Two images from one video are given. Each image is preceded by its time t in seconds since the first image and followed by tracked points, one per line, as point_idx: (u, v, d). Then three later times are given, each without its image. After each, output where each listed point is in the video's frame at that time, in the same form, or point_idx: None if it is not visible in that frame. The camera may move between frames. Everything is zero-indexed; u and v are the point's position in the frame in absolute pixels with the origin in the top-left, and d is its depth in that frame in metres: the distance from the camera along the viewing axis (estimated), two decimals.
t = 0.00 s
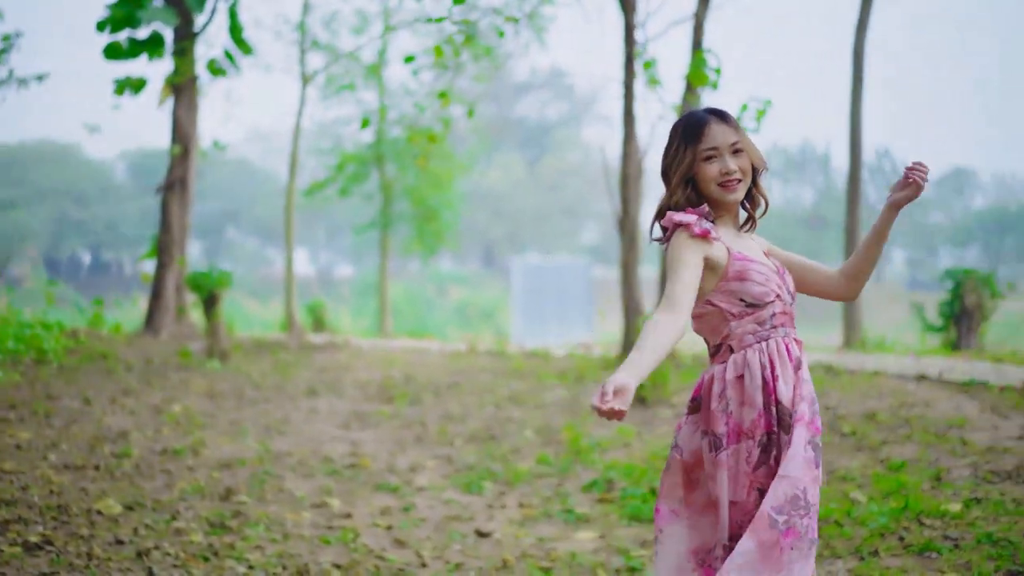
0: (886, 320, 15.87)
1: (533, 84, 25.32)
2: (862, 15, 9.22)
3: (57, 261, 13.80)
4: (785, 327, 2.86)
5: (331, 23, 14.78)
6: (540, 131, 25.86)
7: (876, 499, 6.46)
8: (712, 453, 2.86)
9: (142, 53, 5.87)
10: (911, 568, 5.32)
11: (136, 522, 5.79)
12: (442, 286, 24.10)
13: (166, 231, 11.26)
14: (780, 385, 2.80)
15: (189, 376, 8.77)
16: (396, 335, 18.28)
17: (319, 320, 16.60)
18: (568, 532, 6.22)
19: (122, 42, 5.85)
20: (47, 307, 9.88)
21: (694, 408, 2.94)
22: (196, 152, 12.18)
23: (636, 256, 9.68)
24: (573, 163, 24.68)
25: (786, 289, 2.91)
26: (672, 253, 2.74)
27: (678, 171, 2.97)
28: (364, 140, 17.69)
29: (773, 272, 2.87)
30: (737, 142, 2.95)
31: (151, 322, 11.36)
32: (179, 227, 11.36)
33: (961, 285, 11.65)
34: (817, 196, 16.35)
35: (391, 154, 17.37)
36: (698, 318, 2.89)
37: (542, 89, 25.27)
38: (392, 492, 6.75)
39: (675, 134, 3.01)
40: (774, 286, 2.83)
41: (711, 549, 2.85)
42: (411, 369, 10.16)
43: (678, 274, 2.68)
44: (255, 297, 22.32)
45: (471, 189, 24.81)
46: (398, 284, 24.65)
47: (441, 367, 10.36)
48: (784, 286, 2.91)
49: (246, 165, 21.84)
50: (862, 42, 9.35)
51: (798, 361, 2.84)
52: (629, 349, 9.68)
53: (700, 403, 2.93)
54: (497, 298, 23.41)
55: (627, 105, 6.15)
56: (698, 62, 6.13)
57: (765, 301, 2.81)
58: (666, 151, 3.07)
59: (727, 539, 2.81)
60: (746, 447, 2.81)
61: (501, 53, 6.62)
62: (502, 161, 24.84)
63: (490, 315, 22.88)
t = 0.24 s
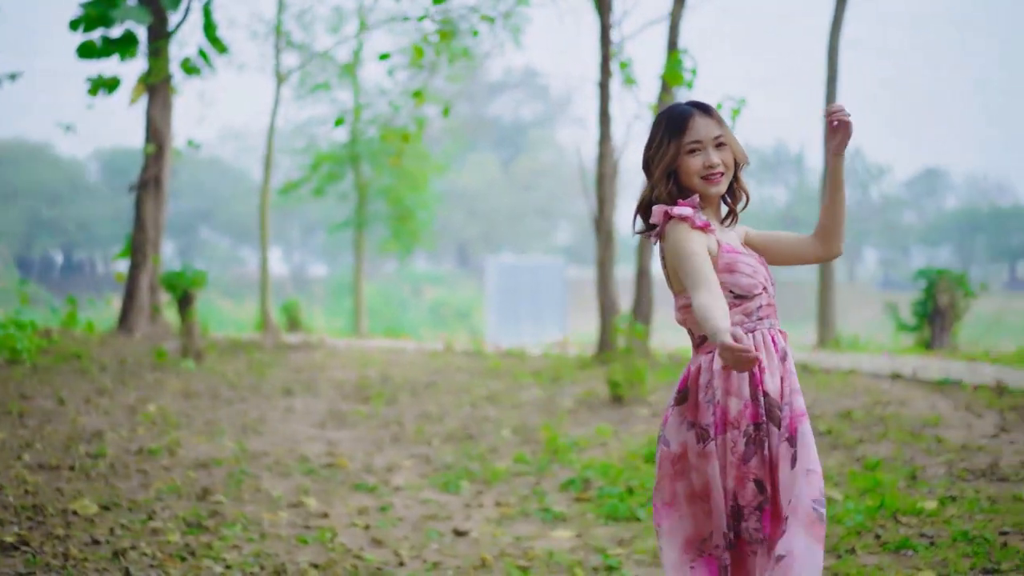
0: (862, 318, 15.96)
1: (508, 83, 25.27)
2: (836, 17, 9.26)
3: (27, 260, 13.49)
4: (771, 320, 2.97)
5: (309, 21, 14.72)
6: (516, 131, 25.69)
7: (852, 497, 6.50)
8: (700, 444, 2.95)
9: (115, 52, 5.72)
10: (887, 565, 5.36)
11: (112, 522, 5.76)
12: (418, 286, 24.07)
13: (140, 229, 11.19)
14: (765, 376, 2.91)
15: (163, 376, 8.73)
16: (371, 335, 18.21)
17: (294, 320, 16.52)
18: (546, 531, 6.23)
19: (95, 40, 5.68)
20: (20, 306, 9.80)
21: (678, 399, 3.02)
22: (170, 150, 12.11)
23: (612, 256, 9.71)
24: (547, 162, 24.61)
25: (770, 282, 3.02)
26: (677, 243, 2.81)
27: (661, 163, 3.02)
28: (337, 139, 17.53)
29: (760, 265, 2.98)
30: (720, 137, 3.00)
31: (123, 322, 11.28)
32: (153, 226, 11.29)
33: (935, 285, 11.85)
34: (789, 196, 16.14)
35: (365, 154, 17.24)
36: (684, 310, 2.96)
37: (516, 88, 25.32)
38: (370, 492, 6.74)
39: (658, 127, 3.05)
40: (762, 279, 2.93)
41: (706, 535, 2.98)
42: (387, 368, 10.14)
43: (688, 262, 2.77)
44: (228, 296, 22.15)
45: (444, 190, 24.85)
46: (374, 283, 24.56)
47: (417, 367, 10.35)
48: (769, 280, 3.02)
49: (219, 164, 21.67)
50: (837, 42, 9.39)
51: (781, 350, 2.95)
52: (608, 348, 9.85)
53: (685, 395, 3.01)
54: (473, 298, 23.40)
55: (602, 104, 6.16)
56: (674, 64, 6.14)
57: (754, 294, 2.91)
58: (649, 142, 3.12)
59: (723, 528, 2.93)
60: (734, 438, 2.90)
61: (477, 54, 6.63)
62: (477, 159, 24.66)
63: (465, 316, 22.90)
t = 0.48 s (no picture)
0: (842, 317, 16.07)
1: (486, 84, 25.96)
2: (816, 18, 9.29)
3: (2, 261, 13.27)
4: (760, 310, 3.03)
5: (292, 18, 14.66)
6: (494, 130, 26.43)
7: (833, 496, 6.53)
8: (688, 432, 3.04)
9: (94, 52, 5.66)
10: (868, 564, 5.39)
11: (92, 522, 5.74)
12: (397, 286, 23.96)
13: (119, 229, 11.13)
14: (751, 366, 2.96)
15: (143, 376, 8.70)
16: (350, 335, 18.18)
17: (274, 320, 16.45)
18: (528, 530, 6.24)
19: (74, 40, 5.61)
20: None
21: (670, 388, 3.11)
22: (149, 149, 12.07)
23: (592, 256, 9.75)
24: (528, 164, 25.17)
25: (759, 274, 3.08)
26: (678, 225, 2.86)
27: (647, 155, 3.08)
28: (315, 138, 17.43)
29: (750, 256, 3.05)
30: (707, 131, 3.06)
31: (102, 322, 11.22)
32: (132, 225, 11.24)
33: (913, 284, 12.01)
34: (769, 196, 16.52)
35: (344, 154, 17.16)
36: (674, 299, 3.04)
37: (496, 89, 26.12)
38: (351, 491, 6.74)
39: (645, 120, 3.11)
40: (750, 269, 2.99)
41: (694, 521, 3.07)
42: (368, 368, 10.13)
43: (690, 243, 2.81)
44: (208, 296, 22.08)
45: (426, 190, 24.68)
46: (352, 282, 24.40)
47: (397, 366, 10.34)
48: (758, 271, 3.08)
49: (196, 164, 21.33)
50: (816, 43, 9.43)
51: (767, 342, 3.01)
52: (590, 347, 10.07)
53: (676, 384, 3.09)
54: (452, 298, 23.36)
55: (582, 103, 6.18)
56: (655, 65, 6.16)
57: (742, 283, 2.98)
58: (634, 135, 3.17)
59: (711, 512, 3.01)
60: (720, 428, 2.97)
61: (458, 55, 6.64)
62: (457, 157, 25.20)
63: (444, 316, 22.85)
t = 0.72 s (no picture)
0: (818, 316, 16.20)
1: (461, 83, 25.93)
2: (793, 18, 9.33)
3: None
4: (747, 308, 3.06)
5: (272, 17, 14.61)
6: (469, 130, 26.39)
7: (810, 495, 6.57)
8: (679, 431, 3.06)
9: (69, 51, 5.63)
10: (845, 561, 5.43)
11: (69, 523, 5.72)
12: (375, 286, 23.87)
13: (95, 229, 11.08)
14: (741, 365, 2.98)
15: (119, 377, 8.67)
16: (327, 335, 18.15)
17: (250, 319, 16.39)
18: (506, 530, 6.26)
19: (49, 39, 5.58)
20: None
21: (657, 386, 3.11)
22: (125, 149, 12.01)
23: (569, 257, 9.80)
24: (504, 163, 25.19)
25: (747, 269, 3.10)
26: (683, 225, 2.88)
27: (633, 154, 3.09)
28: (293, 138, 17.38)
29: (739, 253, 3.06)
30: (692, 129, 3.08)
31: (78, 321, 11.19)
32: (108, 225, 11.20)
33: (888, 284, 12.19)
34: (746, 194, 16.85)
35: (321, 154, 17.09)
36: (663, 299, 3.04)
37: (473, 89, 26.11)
38: (329, 491, 6.73)
39: (630, 119, 3.11)
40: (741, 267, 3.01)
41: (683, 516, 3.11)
42: (345, 368, 10.12)
43: (700, 244, 2.83)
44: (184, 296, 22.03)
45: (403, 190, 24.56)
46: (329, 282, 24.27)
47: (375, 366, 10.34)
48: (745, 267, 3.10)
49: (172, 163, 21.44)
50: (791, 43, 9.48)
51: (754, 342, 3.03)
52: (568, 345, 10.16)
53: (665, 382, 3.10)
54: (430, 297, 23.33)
55: (558, 103, 6.20)
56: (632, 64, 6.16)
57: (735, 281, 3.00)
58: (618, 135, 3.18)
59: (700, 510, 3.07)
60: (711, 428, 3.01)
61: (435, 55, 6.65)
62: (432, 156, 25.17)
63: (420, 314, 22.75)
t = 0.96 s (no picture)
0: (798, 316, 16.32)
1: (439, 83, 25.11)
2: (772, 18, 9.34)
3: None
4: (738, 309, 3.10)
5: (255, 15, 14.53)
6: (448, 129, 25.83)
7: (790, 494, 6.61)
8: (672, 429, 3.05)
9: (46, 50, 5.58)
10: (824, 560, 5.46)
11: (48, 523, 5.71)
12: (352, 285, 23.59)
13: (72, 230, 11.01)
14: (735, 365, 3.01)
15: (97, 377, 8.64)
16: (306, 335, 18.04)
17: (228, 320, 16.25)
18: (487, 529, 6.27)
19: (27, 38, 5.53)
20: None
21: (650, 383, 3.09)
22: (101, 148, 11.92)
23: (548, 257, 9.82)
24: (483, 162, 24.69)
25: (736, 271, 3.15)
26: (690, 224, 2.90)
27: (625, 154, 3.10)
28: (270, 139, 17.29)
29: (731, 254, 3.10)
30: (681, 127, 3.09)
31: (55, 322, 11.12)
32: (86, 225, 11.14)
33: (865, 284, 12.27)
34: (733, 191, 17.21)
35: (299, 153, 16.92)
36: (659, 296, 3.04)
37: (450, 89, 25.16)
38: (310, 491, 6.73)
39: (618, 120, 3.12)
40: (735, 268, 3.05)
41: (671, 515, 3.12)
42: (324, 368, 10.11)
43: (709, 244, 2.87)
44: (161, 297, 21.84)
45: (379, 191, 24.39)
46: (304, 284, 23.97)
47: (354, 366, 10.32)
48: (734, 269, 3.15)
49: (148, 163, 21.01)
50: (769, 44, 9.51)
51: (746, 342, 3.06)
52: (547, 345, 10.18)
53: (660, 380, 3.08)
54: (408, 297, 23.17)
55: (536, 102, 6.19)
56: (611, 63, 6.16)
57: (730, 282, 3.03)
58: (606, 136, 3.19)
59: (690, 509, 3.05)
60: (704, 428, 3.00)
61: (414, 55, 6.65)
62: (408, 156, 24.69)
63: (398, 314, 22.57)
